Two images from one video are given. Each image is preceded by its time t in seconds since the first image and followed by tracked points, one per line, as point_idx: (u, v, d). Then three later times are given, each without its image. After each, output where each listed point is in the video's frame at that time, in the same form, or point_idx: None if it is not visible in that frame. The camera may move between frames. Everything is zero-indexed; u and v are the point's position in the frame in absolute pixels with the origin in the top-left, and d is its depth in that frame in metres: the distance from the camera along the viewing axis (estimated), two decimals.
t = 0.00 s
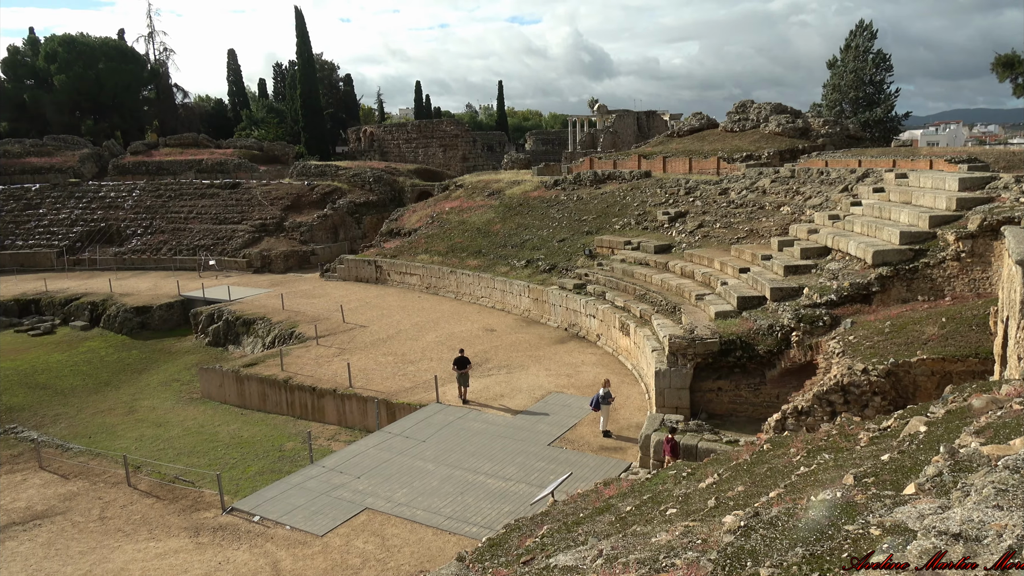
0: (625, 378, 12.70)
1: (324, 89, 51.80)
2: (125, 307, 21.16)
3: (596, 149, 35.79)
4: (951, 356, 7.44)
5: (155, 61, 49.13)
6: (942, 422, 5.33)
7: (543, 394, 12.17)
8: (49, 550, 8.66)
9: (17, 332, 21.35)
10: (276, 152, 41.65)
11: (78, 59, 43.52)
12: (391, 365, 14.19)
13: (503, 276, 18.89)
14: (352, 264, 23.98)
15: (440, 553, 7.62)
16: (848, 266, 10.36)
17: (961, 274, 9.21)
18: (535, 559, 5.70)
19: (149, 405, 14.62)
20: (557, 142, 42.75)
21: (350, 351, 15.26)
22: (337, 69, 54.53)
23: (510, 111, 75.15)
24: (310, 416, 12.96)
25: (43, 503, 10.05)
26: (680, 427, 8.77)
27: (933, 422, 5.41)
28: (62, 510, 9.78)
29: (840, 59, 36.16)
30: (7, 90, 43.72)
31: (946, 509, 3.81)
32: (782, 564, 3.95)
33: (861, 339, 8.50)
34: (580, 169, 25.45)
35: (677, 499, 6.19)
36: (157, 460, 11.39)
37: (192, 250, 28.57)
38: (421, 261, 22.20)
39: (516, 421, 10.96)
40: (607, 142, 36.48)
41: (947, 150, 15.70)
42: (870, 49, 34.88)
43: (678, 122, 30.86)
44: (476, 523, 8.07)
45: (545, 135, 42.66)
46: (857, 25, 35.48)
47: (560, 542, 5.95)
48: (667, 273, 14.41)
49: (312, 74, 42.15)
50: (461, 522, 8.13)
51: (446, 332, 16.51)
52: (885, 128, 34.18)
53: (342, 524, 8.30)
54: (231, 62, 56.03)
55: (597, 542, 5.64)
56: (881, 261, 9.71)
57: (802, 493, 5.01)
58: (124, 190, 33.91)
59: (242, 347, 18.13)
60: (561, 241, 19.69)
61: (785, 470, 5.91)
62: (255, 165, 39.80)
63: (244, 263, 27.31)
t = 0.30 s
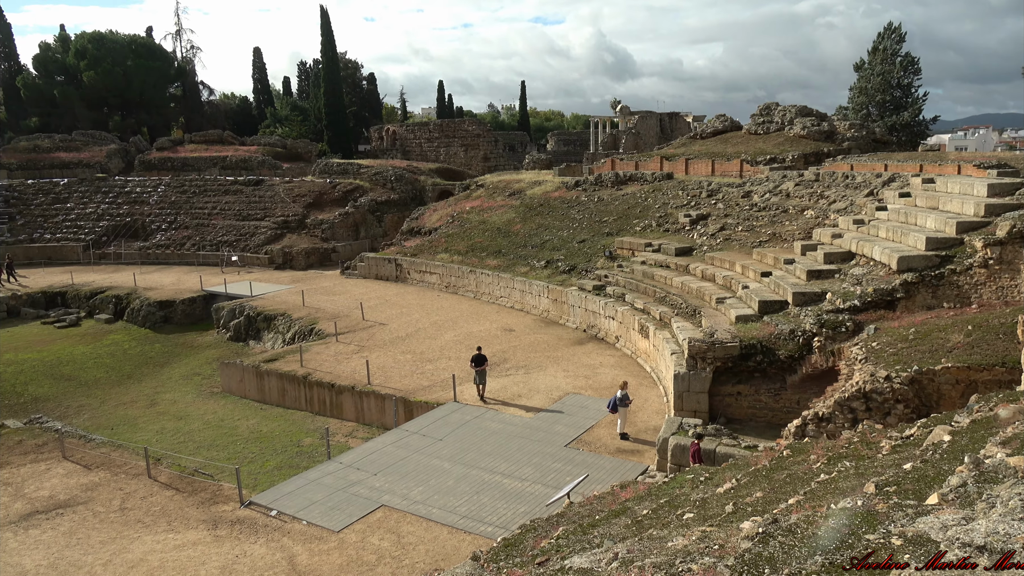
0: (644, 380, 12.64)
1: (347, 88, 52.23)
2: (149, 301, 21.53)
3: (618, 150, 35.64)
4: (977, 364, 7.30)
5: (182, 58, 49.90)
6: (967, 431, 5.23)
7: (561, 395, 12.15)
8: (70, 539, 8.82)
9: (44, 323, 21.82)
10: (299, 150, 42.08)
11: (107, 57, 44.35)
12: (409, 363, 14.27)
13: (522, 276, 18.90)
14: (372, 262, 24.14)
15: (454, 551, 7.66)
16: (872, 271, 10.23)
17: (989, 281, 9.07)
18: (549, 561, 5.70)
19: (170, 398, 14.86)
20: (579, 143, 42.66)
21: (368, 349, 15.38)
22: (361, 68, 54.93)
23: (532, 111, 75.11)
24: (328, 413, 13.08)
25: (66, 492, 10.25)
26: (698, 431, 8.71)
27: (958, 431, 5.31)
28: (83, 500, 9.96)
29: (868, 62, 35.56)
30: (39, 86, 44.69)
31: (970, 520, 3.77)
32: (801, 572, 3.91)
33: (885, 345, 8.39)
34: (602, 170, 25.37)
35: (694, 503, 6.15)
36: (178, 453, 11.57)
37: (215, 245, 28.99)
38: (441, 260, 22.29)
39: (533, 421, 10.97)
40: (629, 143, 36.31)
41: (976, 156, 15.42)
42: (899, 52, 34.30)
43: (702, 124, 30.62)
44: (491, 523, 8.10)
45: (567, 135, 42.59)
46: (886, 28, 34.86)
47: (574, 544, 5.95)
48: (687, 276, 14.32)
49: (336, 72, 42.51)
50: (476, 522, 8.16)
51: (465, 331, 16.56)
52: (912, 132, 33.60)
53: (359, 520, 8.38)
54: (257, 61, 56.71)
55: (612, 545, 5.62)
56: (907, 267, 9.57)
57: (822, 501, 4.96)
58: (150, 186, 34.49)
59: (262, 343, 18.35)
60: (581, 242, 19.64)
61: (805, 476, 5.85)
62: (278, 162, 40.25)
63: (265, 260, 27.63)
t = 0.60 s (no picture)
0: (655, 381, 12.62)
1: (363, 86, 52.46)
2: (164, 296, 21.77)
3: (633, 150, 35.53)
4: (994, 370, 7.22)
5: (200, 55, 50.37)
6: (984, 438, 5.18)
7: (572, 396, 12.15)
8: (85, 530, 8.94)
9: (61, 317, 22.13)
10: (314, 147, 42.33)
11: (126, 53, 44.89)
12: (421, 361, 14.34)
13: (535, 276, 18.91)
14: (385, 260, 24.25)
15: (464, 549, 7.70)
16: (888, 275, 10.14)
17: (1007, 286, 8.97)
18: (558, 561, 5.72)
19: (184, 392, 15.04)
20: (593, 143, 42.61)
21: (381, 346, 15.46)
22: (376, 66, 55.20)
23: (546, 111, 75.05)
24: (340, 409, 13.17)
25: (80, 484, 10.40)
26: (709, 433, 8.68)
27: (975, 438, 5.25)
28: (98, 493, 10.10)
29: (885, 64, 35.22)
30: (59, 82, 45.32)
31: (985, 527, 3.75)
32: None
33: (900, 349, 8.33)
34: (616, 171, 25.33)
35: (705, 505, 6.15)
36: (190, 447, 11.71)
37: (230, 241, 29.26)
38: (454, 258, 22.36)
39: (544, 421, 11.00)
40: (643, 143, 36.21)
41: (993, 159, 15.25)
42: (917, 54, 33.93)
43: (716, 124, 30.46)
44: (500, 522, 8.13)
45: (581, 135, 42.54)
46: (904, 30, 34.52)
47: (583, 545, 5.96)
48: (701, 277, 14.27)
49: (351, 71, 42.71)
50: (486, 521, 8.19)
51: (477, 330, 16.61)
52: (930, 135, 33.22)
53: (369, 517, 8.44)
54: (273, 58, 57.10)
55: (622, 545, 5.63)
56: (922, 271, 9.48)
57: (835, 505, 4.93)
58: (166, 182, 34.86)
59: (275, 339, 18.51)
60: (594, 242, 19.63)
61: (817, 480, 5.82)
62: (293, 159, 40.52)
63: (280, 256, 27.83)
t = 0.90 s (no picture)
0: (670, 382, 12.58)
1: (377, 87, 52.72)
2: (181, 296, 22.02)
3: (647, 150, 35.40)
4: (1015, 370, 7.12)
5: (216, 57, 50.82)
6: (1006, 441, 5.11)
7: (587, 396, 12.15)
8: (103, 527, 9.08)
9: (80, 316, 22.47)
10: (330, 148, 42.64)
11: (144, 56, 45.46)
12: (435, 361, 14.40)
13: (549, 276, 18.91)
14: (400, 260, 24.33)
15: (478, 549, 7.73)
16: (906, 275, 10.03)
17: None
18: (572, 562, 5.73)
19: (201, 391, 15.22)
20: (608, 142, 42.50)
21: (395, 346, 15.53)
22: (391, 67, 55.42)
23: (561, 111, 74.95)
24: (354, 409, 13.26)
25: (98, 482, 10.56)
26: (725, 434, 8.64)
27: (997, 440, 5.18)
28: (116, 490, 10.24)
29: (903, 62, 34.82)
30: (77, 84, 45.95)
31: (1006, 531, 3.70)
32: None
33: (918, 350, 8.24)
34: (630, 170, 25.24)
35: (720, 507, 6.12)
36: (207, 446, 11.85)
37: (246, 242, 29.56)
38: (468, 258, 22.41)
39: (558, 421, 11.01)
40: (658, 143, 36.05)
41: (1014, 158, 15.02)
42: (935, 52, 33.53)
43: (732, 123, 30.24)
44: (514, 522, 8.14)
45: (596, 135, 42.48)
46: (922, 27, 34.10)
47: (597, 545, 5.96)
48: (716, 277, 14.20)
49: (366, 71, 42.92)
50: (500, 521, 8.20)
51: (491, 330, 16.64)
52: (949, 134, 32.78)
53: (384, 516, 8.50)
54: (289, 59, 57.53)
55: (637, 546, 5.63)
56: (941, 271, 9.37)
57: (851, 508, 4.90)
58: (183, 182, 35.25)
59: (291, 338, 18.67)
60: (609, 242, 19.59)
61: (835, 482, 5.77)
62: (309, 160, 40.82)
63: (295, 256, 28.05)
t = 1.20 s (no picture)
0: (685, 383, 12.54)
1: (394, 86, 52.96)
2: (198, 293, 22.28)
3: (663, 149, 35.25)
4: None
5: (235, 55, 51.27)
6: None
7: (600, 396, 12.13)
8: (121, 521, 9.22)
9: (99, 312, 22.82)
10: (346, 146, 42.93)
11: (163, 54, 46.00)
12: (450, 359, 14.45)
13: (564, 275, 18.90)
14: (415, 258, 24.43)
15: (490, 548, 7.77)
16: (925, 277, 9.93)
17: None
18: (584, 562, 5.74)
19: (217, 387, 15.41)
20: (623, 142, 42.38)
21: (410, 344, 15.61)
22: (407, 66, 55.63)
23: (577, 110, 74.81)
24: (369, 406, 13.36)
25: (116, 476, 10.73)
26: (740, 436, 8.60)
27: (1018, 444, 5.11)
28: (133, 484, 10.41)
29: (923, 62, 34.39)
30: (98, 83, 46.62)
31: None
32: None
33: (937, 353, 8.15)
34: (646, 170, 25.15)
35: (735, 508, 6.10)
36: (223, 442, 11.99)
37: (263, 239, 29.85)
38: (482, 257, 22.45)
39: (571, 420, 11.01)
40: (674, 143, 35.88)
41: None
42: (956, 51, 33.10)
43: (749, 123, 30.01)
44: (527, 521, 8.17)
45: (611, 134, 42.37)
46: (943, 26, 33.67)
47: (610, 546, 5.96)
48: (732, 278, 14.13)
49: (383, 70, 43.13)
50: (513, 520, 8.23)
51: (505, 329, 16.66)
52: (970, 134, 32.28)
53: (398, 513, 8.56)
54: (306, 58, 57.95)
55: (651, 547, 5.63)
56: (961, 273, 9.27)
57: (868, 511, 4.86)
58: (201, 180, 35.64)
59: (306, 336, 18.83)
60: (624, 242, 19.54)
61: (851, 485, 5.74)
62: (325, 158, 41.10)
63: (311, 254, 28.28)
